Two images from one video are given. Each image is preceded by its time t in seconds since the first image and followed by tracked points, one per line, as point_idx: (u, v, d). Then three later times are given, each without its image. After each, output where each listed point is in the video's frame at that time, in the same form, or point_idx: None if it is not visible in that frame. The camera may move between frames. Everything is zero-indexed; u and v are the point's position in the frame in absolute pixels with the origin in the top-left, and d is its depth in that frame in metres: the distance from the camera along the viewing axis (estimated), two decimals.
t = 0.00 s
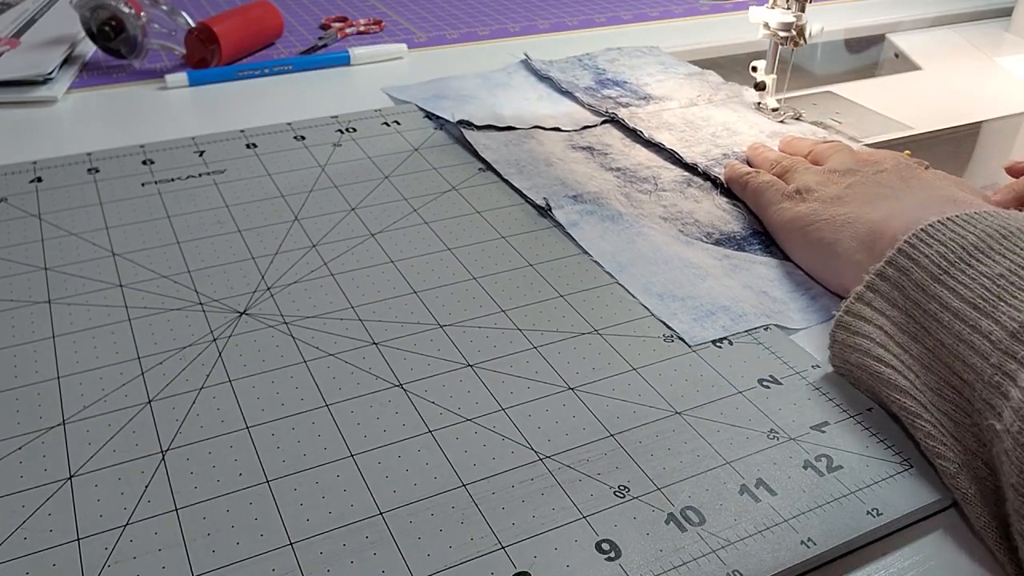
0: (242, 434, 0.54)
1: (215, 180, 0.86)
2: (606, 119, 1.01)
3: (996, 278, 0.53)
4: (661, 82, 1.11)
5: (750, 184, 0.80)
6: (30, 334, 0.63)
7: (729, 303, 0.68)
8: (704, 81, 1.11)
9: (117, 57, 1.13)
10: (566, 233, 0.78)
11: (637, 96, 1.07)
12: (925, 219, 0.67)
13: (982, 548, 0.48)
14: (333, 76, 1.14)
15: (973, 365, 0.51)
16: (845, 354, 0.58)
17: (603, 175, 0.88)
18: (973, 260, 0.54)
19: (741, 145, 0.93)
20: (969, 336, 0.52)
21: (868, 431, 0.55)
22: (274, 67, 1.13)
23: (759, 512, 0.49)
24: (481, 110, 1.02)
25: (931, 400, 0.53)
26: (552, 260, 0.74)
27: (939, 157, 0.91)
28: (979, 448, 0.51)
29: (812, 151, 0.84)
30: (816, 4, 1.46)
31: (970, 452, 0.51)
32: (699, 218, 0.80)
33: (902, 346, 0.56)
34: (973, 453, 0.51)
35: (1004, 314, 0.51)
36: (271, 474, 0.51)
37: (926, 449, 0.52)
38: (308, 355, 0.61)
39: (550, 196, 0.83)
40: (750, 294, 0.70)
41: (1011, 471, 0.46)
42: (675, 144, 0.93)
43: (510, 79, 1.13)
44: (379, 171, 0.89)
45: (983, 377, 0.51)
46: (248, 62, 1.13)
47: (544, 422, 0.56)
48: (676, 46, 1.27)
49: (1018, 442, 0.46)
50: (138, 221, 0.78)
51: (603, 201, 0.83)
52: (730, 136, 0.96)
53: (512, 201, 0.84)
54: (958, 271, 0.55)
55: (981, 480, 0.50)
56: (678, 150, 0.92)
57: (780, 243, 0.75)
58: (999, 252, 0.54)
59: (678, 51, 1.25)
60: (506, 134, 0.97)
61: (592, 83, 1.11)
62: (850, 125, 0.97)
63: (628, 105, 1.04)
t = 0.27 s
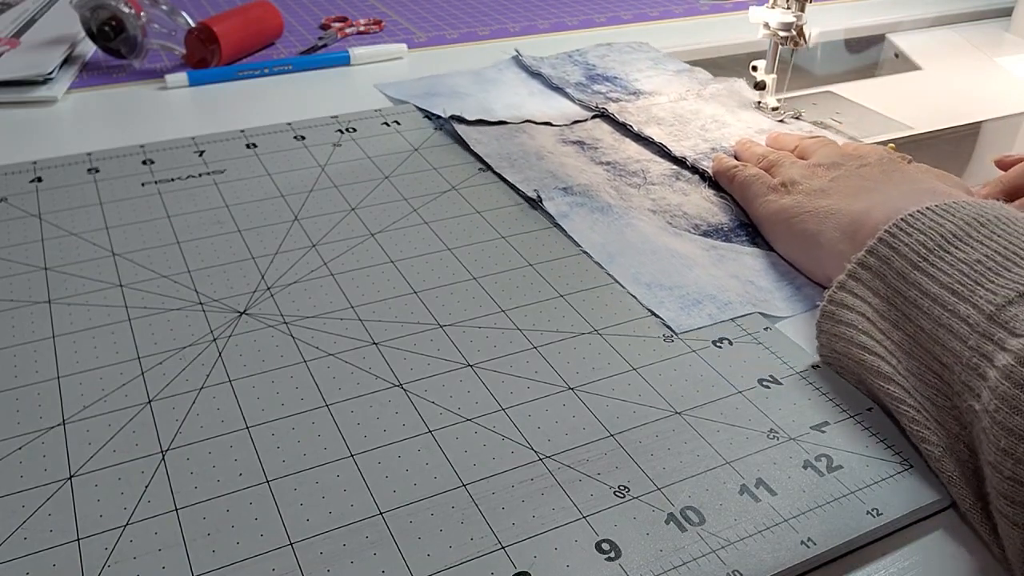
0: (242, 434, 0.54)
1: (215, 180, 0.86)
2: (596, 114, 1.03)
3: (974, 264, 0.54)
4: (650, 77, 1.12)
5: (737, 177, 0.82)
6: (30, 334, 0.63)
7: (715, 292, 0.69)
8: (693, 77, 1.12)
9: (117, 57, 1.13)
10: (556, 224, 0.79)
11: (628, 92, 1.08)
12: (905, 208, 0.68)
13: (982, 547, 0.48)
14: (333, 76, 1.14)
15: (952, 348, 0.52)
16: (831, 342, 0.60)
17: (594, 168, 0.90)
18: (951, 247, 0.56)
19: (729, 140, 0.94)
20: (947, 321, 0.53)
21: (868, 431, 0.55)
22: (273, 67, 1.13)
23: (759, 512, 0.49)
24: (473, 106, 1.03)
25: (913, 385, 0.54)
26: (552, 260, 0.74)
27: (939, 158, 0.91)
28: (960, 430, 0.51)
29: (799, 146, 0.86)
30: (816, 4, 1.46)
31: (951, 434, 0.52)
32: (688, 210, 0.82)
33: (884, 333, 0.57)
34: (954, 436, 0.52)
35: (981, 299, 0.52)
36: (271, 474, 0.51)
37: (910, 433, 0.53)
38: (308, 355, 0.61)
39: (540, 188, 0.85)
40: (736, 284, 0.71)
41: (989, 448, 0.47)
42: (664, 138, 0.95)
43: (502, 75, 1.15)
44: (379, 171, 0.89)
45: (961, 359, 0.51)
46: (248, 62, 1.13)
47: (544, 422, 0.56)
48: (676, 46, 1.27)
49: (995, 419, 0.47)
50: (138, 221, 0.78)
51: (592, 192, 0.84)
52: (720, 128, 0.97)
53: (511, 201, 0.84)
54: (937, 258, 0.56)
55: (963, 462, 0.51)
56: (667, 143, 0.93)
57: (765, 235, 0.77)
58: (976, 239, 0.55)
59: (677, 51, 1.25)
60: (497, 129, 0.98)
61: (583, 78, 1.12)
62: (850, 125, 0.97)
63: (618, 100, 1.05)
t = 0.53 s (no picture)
0: (242, 434, 0.54)
1: (214, 180, 0.86)
2: (587, 108, 1.04)
3: (952, 249, 0.56)
4: (642, 72, 1.14)
5: (724, 168, 0.83)
6: (30, 334, 0.63)
7: (701, 280, 0.71)
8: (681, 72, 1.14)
9: (117, 57, 1.13)
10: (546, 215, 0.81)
11: (619, 87, 1.10)
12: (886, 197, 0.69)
13: (982, 547, 0.48)
14: (333, 76, 1.14)
15: (933, 330, 0.54)
16: (817, 329, 0.61)
17: (585, 161, 0.91)
18: (932, 233, 0.57)
19: (718, 133, 0.96)
20: (928, 304, 0.55)
21: (868, 431, 0.55)
22: (274, 67, 1.13)
23: (759, 512, 0.49)
24: (466, 101, 1.04)
25: (896, 367, 0.56)
26: (552, 260, 0.74)
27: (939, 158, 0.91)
28: (942, 410, 0.53)
29: (787, 138, 0.87)
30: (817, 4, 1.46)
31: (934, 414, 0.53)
32: (676, 202, 0.83)
33: (868, 318, 0.59)
34: (936, 415, 0.53)
35: (960, 282, 0.54)
36: (271, 474, 0.51)
37: (895, 414, 0.55)
38: (308, 355, 0.61)
39: (531, 180, 0.86)
40: (722, 272, 0.72)
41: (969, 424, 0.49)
42: (653, 131, 0.96)
43: (495, 71, 1.16)
44: (379, 171, 0.89)
45: (941, 340, 0.53)
46: (248, 62, 1.13)
47: (544, 422, 0.56)
48: (676, 46, 1.27)
49: (975, 395, 0.49)
50: (137, 221, 0.78)
51: (583, 184, 0.86)
52: (709, 123, 0.99)
53: (511, 201, 0.84)
54: (917, 244, 0.58)
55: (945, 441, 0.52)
56: (656, 137, 0.95)
57: (751, 225, 0.78)
58: (954, 225, 0.57)
59: (677, 51, 1.25)
60: (489, 123, 1.00)
61: (575, 74, 1.13)
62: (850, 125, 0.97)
63: (609, 94, 1.07)
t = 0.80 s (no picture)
0: (242, 434, 0.54)
1: (214, 180, 0.86)
2: (581, 103, 1.06)
3: (934, 236, 0.57)
4: (636, 69, 1.14)
5: (715, 164, 0.84)
6: (30, 334, 0.63)
7: (690, 271, 0.72)
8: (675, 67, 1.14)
9: (117, 57, 1.13)
10: (535, 205, 0.83)
11: (613, 82, 1.10)
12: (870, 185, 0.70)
13: (981, 546, 0.48)
14: (333, 76, 1.14)
15: (916, 316, 0.55)
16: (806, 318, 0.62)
17: (577, 155, 0.93)
18: (914, 221, 0.58)
19: (710, 127, 0.97)
20: (911, 291, 0.56)
21: (868, 431, 0.55)
22: (273, 67, 1.13)
23: (759, 512, 0.49)
24: (461, 97, 1.05)
25: (883, 354, 0.57)
26: (552, 260, 0.74)
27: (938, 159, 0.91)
28: (927, 394, 0.54)
29: (777, 133, 0.88)
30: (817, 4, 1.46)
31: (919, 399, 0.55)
32: (667, 194, 0.85)
33: (854, 306, 0.60)
34: (921, 400, 0.54)
35: (942, 268, 0.55)
36: (271, 474, 0.51)
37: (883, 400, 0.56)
38: (308, 355, 0.61)
39: (523, 173, 0.88)
40: (710, 263, 0.74)
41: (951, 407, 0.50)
42: (646, 126, 0.97)
43: (490, 67, 1.17)
44: (379, 171, 0.89)
45: (923, 325, 0.54)
46: (248, 62, 1.13)
47: (544, 422, 0.56)
48: (676, 46, 1.27)
49: (956, 377, 0.50)
50: (138, 222, 0.78)
51: (575, 177, 0.87)
52: (699, 116, 1.00)
53: (512, 201, 0.84)
54: (900, 232, 0.58)
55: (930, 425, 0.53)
56: (649, 132, 0.96)
57: (741, 218, 0.79)
58: (936, 213, 0.58)
59: (677, 51, 1.25)
60: (485, 118, 1.01)
61: (569, 70, 1.14)
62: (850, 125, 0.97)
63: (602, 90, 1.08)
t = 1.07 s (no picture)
0: (242, 434, 0.54)
1: (214, 180, 0.86)
2: (574, 99, 1.07)
3: (919, 225, 0.58)
4: (628, 65, 1.16)
5: (706, 158, 0.86)
6: (30, 334, 0.63)
7: (679, 262, 0.73)
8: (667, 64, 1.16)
9: (117, 57, 1.13)
10: (528, 200, 0.84)
11: (606, 79, 1.12)
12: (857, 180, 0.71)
13: (981, 546, 0.48)
14: (333, 76, 1.14)
15: (901, 304, 0.56)
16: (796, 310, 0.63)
17: (569, 150, 0.94)
18: (901, 212, 0.60)
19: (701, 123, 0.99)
20: (896, 279, 0.57)
21: (868, 430, 0.55)
22: (274, 67, 1.13)
23: (759, 512, 0.49)
24: (455, 93, 1.07)
25: (869, 342, 0.58)
26: (552, 260, 0.74)
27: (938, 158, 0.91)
28: (913, 381, 0.55)
29: (767, 127, 0.89)
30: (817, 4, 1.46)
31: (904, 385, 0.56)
32: (659, 187, 0.86)
33: (841, 295, 0.61)
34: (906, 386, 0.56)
35: (926, 256, 0.56)
36: (271, 474, 0.51)
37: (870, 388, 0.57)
38: (308, 355, 0.61)
39: (516, 167, 0.89)
40: (699, 254, 0.75)
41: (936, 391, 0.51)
42: (637, 121, 0.99)
43: (484, 63, 1.18)
44: (379, 171, 0.89)
45: (908, 313, 0.55)
46: (248, 62, 1.13)
47: (544, 422, 0.56)
48: (676, 46, 1.27)
49: (941, 362, 0.51)
50: (137, 221, 0.78)
51: (566, 170, 0.89)
52: (692, 113, 1.02)
53: (512, 201, 0.84)
54: (886, 223, 0.60)
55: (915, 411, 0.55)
56: (640, 127, 0.97)
57: (730, 211, 0.81)
58: (921, 203, 0.59)
59: (677, 51, 1.25)
60: (481, 114, 1.03)
61: (563, 66, 1.16)
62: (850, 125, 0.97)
63: (595, 86, 1.09)
